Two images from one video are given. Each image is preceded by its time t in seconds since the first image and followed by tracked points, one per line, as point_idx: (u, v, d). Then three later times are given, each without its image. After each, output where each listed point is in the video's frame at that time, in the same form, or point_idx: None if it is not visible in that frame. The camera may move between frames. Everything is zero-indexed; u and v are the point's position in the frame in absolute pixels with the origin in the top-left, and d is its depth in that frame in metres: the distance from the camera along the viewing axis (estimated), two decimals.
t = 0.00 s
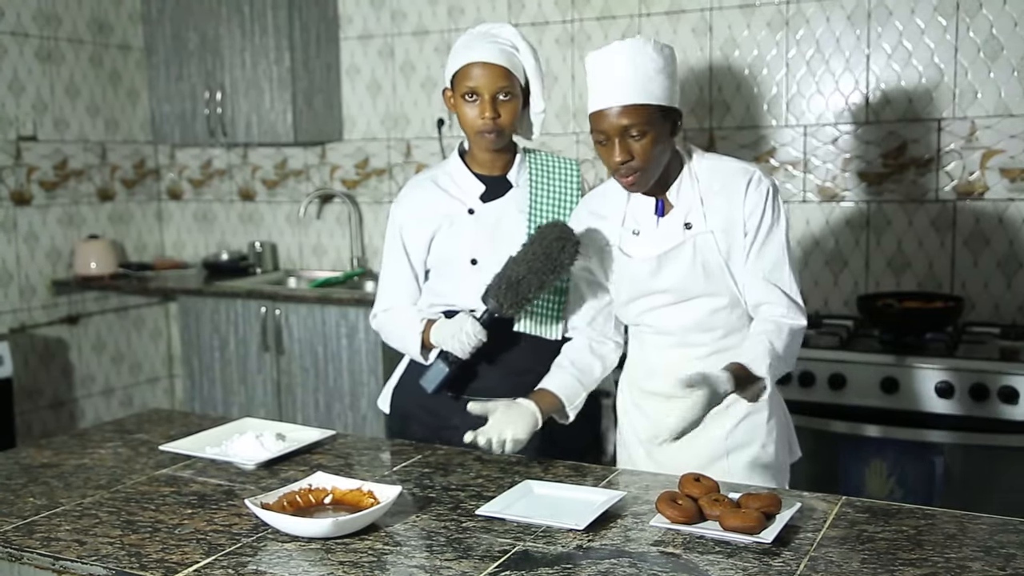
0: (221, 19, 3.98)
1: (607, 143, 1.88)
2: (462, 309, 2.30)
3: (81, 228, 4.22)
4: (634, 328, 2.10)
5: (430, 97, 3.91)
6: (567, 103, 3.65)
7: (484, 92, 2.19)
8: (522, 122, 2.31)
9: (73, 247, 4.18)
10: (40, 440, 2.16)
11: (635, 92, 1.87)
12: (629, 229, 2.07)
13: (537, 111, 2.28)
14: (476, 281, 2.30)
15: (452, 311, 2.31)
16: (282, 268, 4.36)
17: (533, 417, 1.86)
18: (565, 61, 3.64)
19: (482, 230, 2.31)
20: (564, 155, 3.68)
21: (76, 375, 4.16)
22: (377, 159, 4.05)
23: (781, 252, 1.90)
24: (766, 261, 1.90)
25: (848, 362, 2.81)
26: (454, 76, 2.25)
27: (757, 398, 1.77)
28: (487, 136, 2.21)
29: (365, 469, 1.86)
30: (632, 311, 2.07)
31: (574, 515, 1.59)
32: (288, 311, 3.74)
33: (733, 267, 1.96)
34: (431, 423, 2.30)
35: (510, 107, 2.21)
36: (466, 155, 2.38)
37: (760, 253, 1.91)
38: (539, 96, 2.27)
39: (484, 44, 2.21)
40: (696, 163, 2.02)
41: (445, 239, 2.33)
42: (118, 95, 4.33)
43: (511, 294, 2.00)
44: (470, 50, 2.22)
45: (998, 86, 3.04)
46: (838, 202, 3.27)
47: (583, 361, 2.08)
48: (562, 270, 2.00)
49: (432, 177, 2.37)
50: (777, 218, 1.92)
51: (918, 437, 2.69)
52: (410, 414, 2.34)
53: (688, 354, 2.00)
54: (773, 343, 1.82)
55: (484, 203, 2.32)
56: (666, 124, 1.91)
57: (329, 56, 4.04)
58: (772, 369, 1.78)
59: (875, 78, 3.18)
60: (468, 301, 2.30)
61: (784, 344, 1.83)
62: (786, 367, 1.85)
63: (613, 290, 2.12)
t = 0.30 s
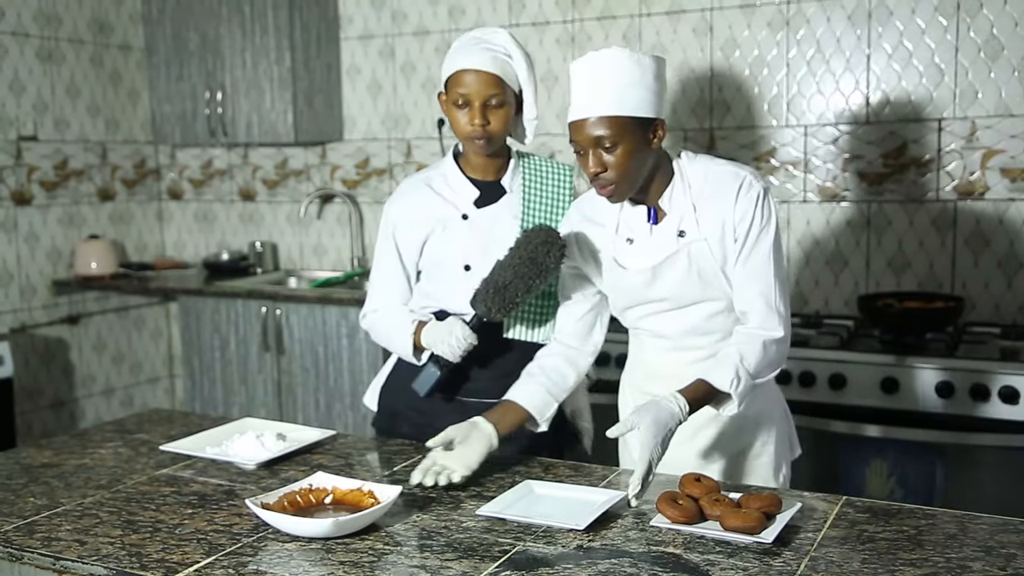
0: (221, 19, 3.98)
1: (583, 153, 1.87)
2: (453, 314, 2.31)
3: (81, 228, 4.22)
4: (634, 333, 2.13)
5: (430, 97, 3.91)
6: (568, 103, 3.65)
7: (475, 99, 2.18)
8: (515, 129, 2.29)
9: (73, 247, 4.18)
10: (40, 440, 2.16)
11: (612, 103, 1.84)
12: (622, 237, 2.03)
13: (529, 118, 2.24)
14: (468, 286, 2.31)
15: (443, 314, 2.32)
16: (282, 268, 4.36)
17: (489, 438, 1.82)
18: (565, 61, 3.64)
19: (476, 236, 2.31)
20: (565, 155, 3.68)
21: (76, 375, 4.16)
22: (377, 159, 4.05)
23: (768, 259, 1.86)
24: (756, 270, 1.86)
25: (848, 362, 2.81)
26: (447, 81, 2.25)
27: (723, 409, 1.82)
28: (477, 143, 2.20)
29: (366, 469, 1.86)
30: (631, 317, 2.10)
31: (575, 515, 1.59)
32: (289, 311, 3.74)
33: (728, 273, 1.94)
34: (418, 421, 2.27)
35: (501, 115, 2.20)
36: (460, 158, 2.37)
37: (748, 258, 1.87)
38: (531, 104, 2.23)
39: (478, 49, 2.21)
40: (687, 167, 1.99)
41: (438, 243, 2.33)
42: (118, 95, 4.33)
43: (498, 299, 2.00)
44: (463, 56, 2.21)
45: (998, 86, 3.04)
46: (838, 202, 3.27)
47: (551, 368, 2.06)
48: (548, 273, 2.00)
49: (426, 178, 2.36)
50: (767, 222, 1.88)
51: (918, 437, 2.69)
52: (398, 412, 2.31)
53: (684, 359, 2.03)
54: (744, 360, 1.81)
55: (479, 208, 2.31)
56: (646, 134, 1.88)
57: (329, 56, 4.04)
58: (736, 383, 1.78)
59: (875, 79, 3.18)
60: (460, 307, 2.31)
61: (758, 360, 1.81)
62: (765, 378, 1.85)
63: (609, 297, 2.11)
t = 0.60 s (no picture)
0: (221, 19, 3.98)
1: (573, 157, 1.86)
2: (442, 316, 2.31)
3: (82, 228, 4.22)
4: (629, 335, 2.13)
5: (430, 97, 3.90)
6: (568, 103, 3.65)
7: (459, 110, 2.16)
8: (502, 134, 2.28)
9: (73, 247, 4.18)
10: (41, 440, 2.16)
11: (604, 107, 1.84)
12: (615, 241, 2.02)
13: (515, 127, 2.20)
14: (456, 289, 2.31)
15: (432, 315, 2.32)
16: (282, 268, 4.36)
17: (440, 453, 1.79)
18: (565, 61, 3.64)
19: (465, 238, 2.31)
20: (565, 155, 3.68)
21: (76, 375, 4.16)
22: (377, 159, 4.05)
23: (759, 255, 1.86)
24: (747, 269, 1.86)
25: (848, 362, 2.81)
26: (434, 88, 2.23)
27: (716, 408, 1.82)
28: (463, 151, 2.19)
29: (366, 469, 1.86)
30: (627, 320, 2.09)
31: (574, 514, 1.59)
32: (289, 311, 3.74)
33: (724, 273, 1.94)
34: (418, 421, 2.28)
35: (486, 125, 2.19)
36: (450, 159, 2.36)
37: (741, 256, 1.87)
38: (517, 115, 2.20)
39: (464, 58, 2.17)
40: (675, 169, 1.99)
41: (427, 244, 2.33)
42: (118, 95, 4.33)
43: (476, 303, 1.97)
44: (448, 66, 2.18)
45: (998, 86, 3.04)
46: (838, 202, 3.27)
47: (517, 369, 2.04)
48: (522, 277, 1.99)
49: (417, 180, 2.36)
50: (758, 220, 1.88)
51: (918, 437, 2.69)
52: (389, 411, 2.30)
53: (679, 360, 2.04)
54: (734, 359, 1.80)
55: (468, 211, 2.31)
56: (636, 138, 1.88)
57: (330, 56, 4.04)
58: (728, 384, 1.78)
59: (875, 79, 3.18)
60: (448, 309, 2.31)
61: (750, 359, 1.81)
62: (755, 378, 1.85)
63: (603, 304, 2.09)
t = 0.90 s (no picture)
0: (222, 19, 3.98)
1: (564, 157, 1.86)
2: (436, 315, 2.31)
3: (82, 228, 4.22)
4: (622, 336, 2.13)
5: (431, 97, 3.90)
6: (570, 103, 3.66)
7: (449, 109, 2.14)
8: (493, 133, 2.27)
9: (74, 247, 4.18)
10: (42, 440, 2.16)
11: (596, 108, 1.84)
12: (607, 242, 2.02)
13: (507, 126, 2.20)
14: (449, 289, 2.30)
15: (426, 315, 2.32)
16: (283, 268, 4.36)
17: (426, 461, 1.78)
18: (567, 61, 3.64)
19: (456, 238, 2.30)
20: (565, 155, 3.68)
21: (77, 375, 4.16)
22: (378, 159, 4.05)
23: (746, 255, 1.85)
24: (734, 270, 1.85)
25: (849, 362, 2.81)
26: (424, 88, 2.21)
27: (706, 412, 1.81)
28: (453, 151, 2.17)
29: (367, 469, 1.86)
30: (620, 321, 2.10)
31: (560, 515, 1.59)
32: (290, 311, 3.74)
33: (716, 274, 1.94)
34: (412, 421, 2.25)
35: (476, 124, 2.17)
36: (443, 160, 2.35)
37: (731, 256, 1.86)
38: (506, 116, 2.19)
39: (453, 58, 2.16)
40: (666, 170, 1.99)
41: (419, 244, 2.33)
42: (119, 95, 4.33)
43: (457, 297, 1.99)
44: (438, 66, 2.16)
45: (999, 86, 3.04)
46: (839, 202, 3.27)
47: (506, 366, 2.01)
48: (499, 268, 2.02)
49: (409, 182, 2.37)
50: (749, 220, 1.88)
51: (919, 438, 2.69)
52: (388, 411, 2.29)
53: (671, 360, 2.05)
54: (723, 360, 1.79)
55: (459, 211, 2.31)
56: (627, 138, 1.88)
57: (331, 56, 4.04)
58: (716, 386, 1.76)
59: (876, 79, 3.18)
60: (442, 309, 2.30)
61: (737, 361, 1.80)
62: (744, 378, 1.82)
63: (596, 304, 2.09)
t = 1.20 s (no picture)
0: (223, 19, 3.99)
1: (563, 150, 1.86)
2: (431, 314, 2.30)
3: (84, 227, 4.22)
4: (620, 334, 2.13)
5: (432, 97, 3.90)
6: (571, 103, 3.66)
7: (445, 109, 2.13)
8: (488, 132, 2.26)
9: (75, 247, 4.18)
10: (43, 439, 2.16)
11: (596, 102, 1.84)
12: (604, 240, 2.02)
13: (503, 123, 2.18)
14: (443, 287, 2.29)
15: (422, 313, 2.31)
16: (284, 268, 4.35)
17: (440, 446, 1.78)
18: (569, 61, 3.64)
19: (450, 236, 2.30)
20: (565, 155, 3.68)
21: (79, 375, 4.16)
22: (380, 158, 4.05)
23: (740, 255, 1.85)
24: (727, 271, 1.85)
25: (850, 362, 2.81)
26: (417, 87, 2.19)
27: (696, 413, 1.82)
28: (449, 152, 2.16)
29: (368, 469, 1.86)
30: (617, 320, 2.10)
31: (535, 515, 1.58)
32: (291, 311, 3.74)
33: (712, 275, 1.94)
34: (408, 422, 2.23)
35: (472, 124, 2.16)
36: (439, 161, 2.35)
37: (726, 257, 1.86)
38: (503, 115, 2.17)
39: (447, 58, 2.15)
40: (664, 169, 1.99)
41: (415, 243, 2.33)
42: (120, 94, 4.33)
43: (430, 296, 2.09)
44: (433, 65, 2.15)
45: (1001, 85, 3.04)
46: (840, 201, 3.27)
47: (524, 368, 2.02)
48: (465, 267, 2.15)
49: (405, 182, 2.37)
50: (745, 221, 1.87)
51: (920, 438, 2.69)
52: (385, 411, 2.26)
53: (666, 360, 2.05)
54: (714, 363, 1.78)
55: (453, 210, 2.31)
56: (626, 135, 1.88)
57: (332, 55, 4.04)
58: (708, 388, 1.75)
59: (878, 78, 3.18)
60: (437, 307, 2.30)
61: (728, 363, 1.78)
62: (736, 378, 1.81)
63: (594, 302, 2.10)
